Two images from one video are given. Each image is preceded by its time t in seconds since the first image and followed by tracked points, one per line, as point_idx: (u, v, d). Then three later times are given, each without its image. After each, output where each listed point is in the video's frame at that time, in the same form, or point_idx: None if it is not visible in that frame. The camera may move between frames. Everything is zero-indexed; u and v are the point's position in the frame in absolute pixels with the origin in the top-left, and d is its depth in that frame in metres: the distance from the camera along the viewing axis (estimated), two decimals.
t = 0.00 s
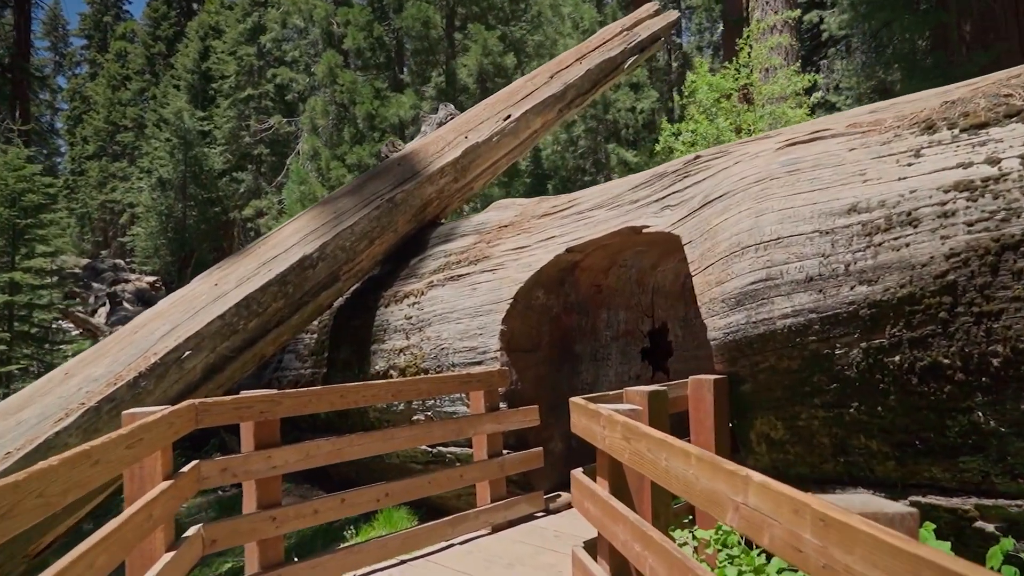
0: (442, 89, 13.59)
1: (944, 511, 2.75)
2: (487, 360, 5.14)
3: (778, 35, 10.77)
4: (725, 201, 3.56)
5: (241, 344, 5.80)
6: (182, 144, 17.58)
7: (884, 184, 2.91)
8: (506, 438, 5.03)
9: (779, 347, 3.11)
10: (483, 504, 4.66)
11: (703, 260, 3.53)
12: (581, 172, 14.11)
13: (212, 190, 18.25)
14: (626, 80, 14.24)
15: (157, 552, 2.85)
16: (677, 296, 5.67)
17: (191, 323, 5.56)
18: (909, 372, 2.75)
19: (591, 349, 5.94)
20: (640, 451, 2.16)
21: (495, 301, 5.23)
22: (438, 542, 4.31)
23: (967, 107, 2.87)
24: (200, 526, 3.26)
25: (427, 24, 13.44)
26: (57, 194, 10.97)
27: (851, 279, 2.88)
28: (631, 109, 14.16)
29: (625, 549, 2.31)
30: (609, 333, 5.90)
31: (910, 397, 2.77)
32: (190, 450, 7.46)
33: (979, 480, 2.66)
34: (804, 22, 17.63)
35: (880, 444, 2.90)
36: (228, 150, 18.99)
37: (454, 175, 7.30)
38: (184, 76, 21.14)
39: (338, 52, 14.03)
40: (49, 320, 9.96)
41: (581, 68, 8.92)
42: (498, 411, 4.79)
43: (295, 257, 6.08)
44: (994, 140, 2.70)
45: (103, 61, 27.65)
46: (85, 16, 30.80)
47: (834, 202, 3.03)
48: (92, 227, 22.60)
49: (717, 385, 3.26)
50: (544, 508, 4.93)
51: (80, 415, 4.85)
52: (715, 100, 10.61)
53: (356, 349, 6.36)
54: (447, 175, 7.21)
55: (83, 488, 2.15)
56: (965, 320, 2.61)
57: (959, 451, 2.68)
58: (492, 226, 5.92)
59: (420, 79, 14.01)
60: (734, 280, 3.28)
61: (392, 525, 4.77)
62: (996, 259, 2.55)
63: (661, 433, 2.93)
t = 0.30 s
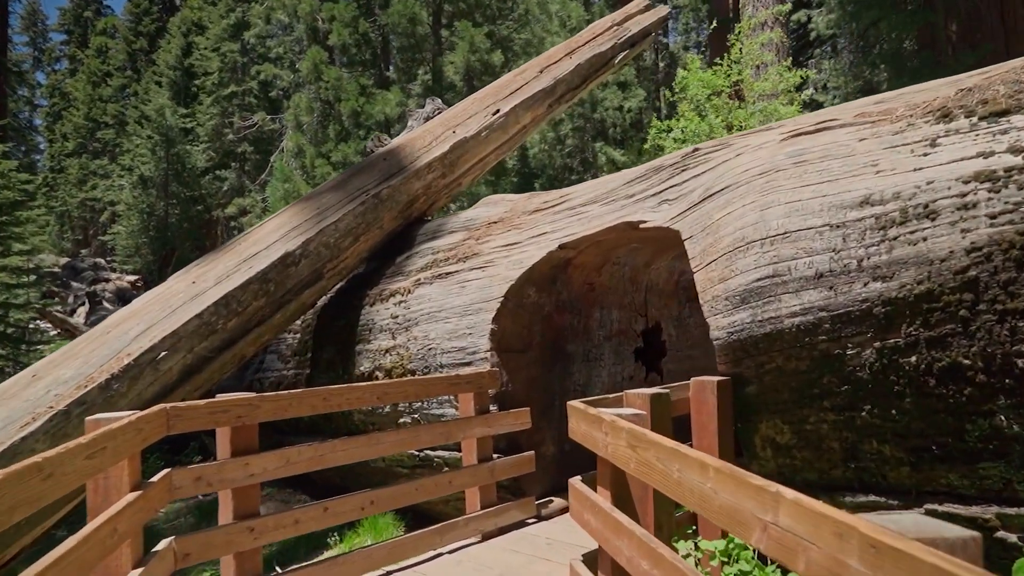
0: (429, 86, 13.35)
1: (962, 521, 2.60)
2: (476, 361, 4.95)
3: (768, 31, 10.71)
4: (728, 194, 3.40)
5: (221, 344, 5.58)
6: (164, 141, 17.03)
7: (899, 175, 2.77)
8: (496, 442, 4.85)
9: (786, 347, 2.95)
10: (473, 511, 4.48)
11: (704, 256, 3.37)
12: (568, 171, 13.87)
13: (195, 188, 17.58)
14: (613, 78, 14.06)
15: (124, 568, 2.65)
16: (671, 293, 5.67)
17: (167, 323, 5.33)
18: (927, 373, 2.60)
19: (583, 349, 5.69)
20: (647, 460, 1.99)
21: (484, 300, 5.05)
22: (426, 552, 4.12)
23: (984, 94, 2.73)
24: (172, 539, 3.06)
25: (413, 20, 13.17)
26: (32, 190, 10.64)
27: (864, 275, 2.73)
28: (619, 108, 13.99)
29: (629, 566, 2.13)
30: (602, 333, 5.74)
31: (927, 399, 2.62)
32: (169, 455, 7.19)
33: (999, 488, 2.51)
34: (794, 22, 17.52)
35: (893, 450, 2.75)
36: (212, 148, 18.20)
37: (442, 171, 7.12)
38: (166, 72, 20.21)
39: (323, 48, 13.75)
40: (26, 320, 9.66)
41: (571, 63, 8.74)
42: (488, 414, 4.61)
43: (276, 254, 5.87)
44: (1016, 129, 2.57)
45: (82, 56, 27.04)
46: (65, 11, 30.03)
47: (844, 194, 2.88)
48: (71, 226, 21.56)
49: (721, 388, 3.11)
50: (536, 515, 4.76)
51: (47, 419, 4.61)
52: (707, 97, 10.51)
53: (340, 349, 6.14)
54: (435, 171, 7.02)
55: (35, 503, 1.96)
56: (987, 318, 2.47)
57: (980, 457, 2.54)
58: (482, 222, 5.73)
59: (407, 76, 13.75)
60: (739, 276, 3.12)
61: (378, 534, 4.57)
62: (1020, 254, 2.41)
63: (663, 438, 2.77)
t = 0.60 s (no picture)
0: (417, 83, 13.08)
1: (981, 529, 2.46)
2: (467, 362, 4.79)
3: (760, 28, 10.62)
4: (731, 188, 3.27)
5: (201, 344, 5.38)
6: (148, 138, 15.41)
7: (913, 166, 2.64)
8: (487, 446, 4.70)
9: (794, 348, 2.82)
10: (464, 517, 4.33)
11: (707, 252, 3.23)
12: (557, 170, 13.59)
13: (179, 186, 16.03)
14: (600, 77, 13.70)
15: None
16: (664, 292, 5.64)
17: (145, 322, 5.13)
18: (945, 375, 2.47)
19: (577, 349, 5.51)
20: (657, 470, 1.84)
21: (475, 299, 4.89)
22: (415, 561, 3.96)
23: (1002, 82, 2.60)
24: (146, 552, 2.88)
25: (400, 17, 12.87)
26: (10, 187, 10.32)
27: (877, 272, 2.60)
28: (607, 107, 13.81)
29: None
30: (595, 333, 5.59)
31: (944, 403, 2.49)
32: (150, 460, 6.95)
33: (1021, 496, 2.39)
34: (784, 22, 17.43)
35: (907, 455, 2.62)
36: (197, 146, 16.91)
37: (431, 166, 6.95)
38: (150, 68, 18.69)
39: (310, 45, 13.47)
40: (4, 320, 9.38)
41: (562, 58, 8.60)
42: (479, 417, 4.46)
43: (260, 251, 5.68)
44: None
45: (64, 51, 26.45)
46: (47, 6, 29.40)
47: (855, 187, 2.75)
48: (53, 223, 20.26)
49: (725, 391, 2.98)
50: (528, 520, 4.61)
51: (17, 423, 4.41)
52: (700, 93, 10.42)
53: (326, 349, 5.96)
54: (423, 166, 6.85)
55: None
56: (1009, 317, 2.34)
57: (1000, 463, 2.41)
58: (472, 218, 5.57)
59: (394, 74, 13.47)
60: (744, 274, 2.98)
61: (366, 542, 4.40)
62: None
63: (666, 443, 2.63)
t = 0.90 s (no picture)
0: (404, 82, 12.81)
1: (1002, 538, 2.32)
2: (457, 362, 4.63)
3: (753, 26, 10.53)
4: (735, 181, 3.14)
5: (181, 344, 5.19)
6: (131, 136, 14.62)
7: (930, 157, 2.51)
8: (478, 449, 4.55)
9: (804, 347, 2.70)
10: (455, 523, 4.18)
11: (710, 247, 3.09)
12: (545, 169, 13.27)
13: (162, 185, 15.30)
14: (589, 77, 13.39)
15: None
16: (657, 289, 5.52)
17: (121, 321, 4.93)
18: (964, 375, 2.34)
19: (570, 349, 5.32)
20: (669, 479, 1.69)
21: (466, 297, 4.73)
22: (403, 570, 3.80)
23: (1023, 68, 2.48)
24: (118, 565, 2.70)
25: (388, 15, 12.61)
26: None
27: (892, 268, 2.47)
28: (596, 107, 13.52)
29: None
30: (589, 332, 5.43)
31: (963, 405, 2.37)
32: (130, 463, 6.70)
33: None
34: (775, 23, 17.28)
35: (923, 459, 2.49)
36: (181, 144, 16.18)
37: (419, 162, 6.77)
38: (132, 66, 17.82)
39: (296, 42, 13.19)
40: None
41: (553, 54, 8.44)
42: (470, 420, 4.30)
43: (242, 247, 5.48)
44: None
45: (44, 48, 25.88)
46: (29, 1, 28.80)
47: (869, 178, 2.62)
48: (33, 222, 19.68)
49: (730, 392, 2.85)
50: (520, 526, 4.47)
51: None
52: (693, 91, 10.32)
53: (311, 348, 5.78)
54: (412, 162, 6.67)
55: None
56: None
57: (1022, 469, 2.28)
58: (462, 215, 5.41)
59: (381, 72, 13.18)
60: (750, 270, 2.85)
61: (353, 549, 4.23)
62: None
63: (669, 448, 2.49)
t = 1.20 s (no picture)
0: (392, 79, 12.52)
1: None
2: (448, 362, 4.48)
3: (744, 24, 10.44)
4: (741, 174, 3.02)
5: (160, 344, 5.00)
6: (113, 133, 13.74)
7: (949, 148, 2.39)
8: (468, 452, 4.40)
9: (814, 347, 2.57)
10: (445, 530, 4.03)
11: (714, 243, 2.96)
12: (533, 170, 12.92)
13: (146, 183, 14.27)
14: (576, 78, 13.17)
15: None
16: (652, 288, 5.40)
17: (97, 319, 4.74)
18: (986, 377, 2.22)
19: (563, 350, 5.18)
20: (687, 491, 1.55)
21: (456, 296, 4.58)
22: None
23: None
24: None
25: (376, 12, 12.36)
26: None
27: (909, 264, 2.36)
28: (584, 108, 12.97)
29: None
30: (583, 332, 5.29)
31: (984, 408, 2.25)
32: (108, 467, 6.45)
33: None
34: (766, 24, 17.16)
35: (941, 466, 2.37)
36: (164, 142, 15.60)
37: (408, 158, 6.59)
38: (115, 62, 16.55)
39: (282, 39, 12.87)
40: None
41: (544, 50, 8.24)
42: (462, 423, 4.15)
43: (224, 244, 5.30)
44: None
45: (23, 45, 25.26)
46: None
47: (882, 170, 2.50)
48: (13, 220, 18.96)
49: (737, 395, 2.72)
50: (513, 532, 4.33)
51: None
52: (684, 90, 10.23)
53: (296, 348, 5.61)
54: (400, 158, 6.50)
55: None
56: None
57: None
58: (452, 212, 5.26)
59: (368, 70, 12.88)
60: (757, 267, 2.73)
61: (339, 556, 4.07)
62: None
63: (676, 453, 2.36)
